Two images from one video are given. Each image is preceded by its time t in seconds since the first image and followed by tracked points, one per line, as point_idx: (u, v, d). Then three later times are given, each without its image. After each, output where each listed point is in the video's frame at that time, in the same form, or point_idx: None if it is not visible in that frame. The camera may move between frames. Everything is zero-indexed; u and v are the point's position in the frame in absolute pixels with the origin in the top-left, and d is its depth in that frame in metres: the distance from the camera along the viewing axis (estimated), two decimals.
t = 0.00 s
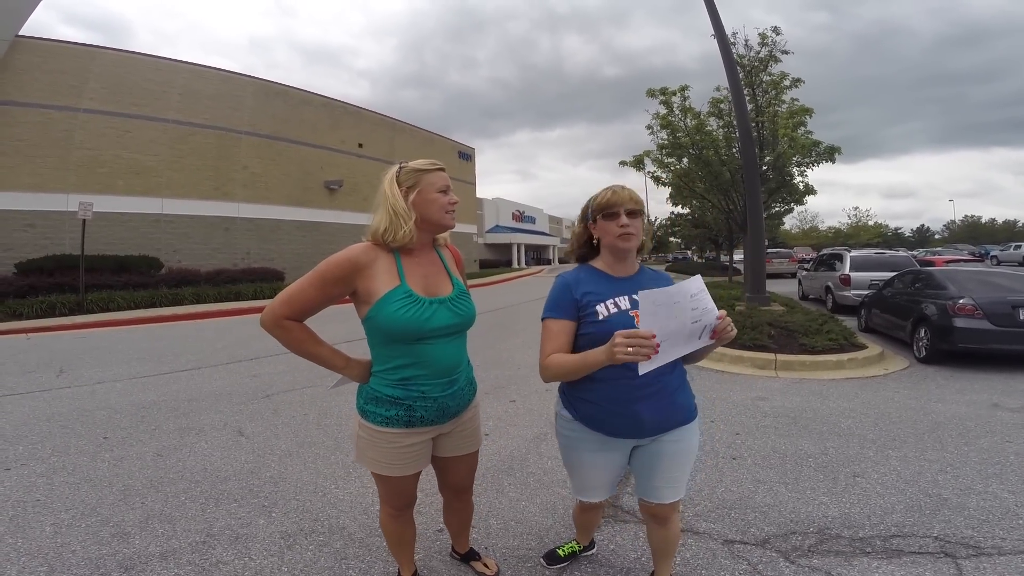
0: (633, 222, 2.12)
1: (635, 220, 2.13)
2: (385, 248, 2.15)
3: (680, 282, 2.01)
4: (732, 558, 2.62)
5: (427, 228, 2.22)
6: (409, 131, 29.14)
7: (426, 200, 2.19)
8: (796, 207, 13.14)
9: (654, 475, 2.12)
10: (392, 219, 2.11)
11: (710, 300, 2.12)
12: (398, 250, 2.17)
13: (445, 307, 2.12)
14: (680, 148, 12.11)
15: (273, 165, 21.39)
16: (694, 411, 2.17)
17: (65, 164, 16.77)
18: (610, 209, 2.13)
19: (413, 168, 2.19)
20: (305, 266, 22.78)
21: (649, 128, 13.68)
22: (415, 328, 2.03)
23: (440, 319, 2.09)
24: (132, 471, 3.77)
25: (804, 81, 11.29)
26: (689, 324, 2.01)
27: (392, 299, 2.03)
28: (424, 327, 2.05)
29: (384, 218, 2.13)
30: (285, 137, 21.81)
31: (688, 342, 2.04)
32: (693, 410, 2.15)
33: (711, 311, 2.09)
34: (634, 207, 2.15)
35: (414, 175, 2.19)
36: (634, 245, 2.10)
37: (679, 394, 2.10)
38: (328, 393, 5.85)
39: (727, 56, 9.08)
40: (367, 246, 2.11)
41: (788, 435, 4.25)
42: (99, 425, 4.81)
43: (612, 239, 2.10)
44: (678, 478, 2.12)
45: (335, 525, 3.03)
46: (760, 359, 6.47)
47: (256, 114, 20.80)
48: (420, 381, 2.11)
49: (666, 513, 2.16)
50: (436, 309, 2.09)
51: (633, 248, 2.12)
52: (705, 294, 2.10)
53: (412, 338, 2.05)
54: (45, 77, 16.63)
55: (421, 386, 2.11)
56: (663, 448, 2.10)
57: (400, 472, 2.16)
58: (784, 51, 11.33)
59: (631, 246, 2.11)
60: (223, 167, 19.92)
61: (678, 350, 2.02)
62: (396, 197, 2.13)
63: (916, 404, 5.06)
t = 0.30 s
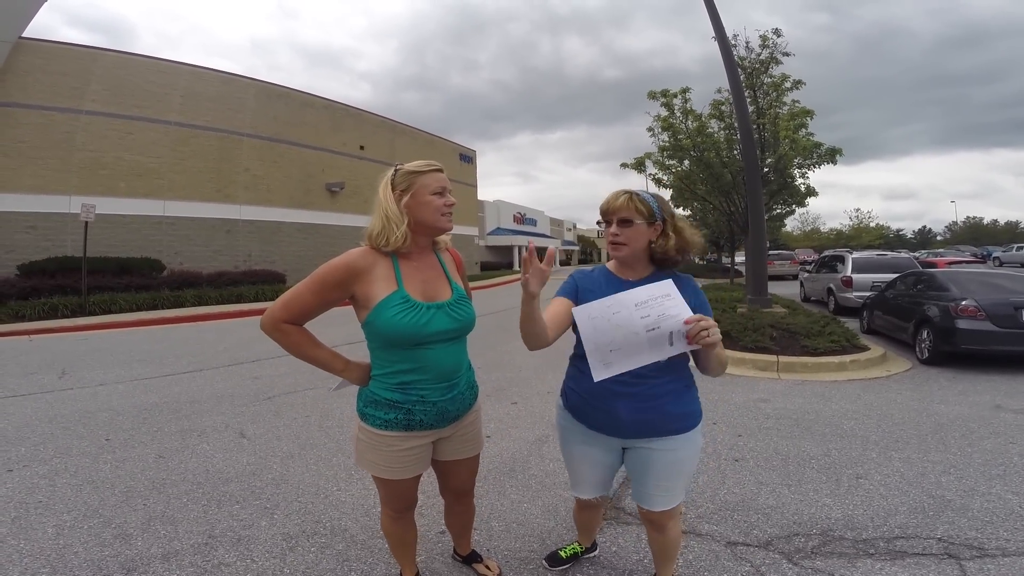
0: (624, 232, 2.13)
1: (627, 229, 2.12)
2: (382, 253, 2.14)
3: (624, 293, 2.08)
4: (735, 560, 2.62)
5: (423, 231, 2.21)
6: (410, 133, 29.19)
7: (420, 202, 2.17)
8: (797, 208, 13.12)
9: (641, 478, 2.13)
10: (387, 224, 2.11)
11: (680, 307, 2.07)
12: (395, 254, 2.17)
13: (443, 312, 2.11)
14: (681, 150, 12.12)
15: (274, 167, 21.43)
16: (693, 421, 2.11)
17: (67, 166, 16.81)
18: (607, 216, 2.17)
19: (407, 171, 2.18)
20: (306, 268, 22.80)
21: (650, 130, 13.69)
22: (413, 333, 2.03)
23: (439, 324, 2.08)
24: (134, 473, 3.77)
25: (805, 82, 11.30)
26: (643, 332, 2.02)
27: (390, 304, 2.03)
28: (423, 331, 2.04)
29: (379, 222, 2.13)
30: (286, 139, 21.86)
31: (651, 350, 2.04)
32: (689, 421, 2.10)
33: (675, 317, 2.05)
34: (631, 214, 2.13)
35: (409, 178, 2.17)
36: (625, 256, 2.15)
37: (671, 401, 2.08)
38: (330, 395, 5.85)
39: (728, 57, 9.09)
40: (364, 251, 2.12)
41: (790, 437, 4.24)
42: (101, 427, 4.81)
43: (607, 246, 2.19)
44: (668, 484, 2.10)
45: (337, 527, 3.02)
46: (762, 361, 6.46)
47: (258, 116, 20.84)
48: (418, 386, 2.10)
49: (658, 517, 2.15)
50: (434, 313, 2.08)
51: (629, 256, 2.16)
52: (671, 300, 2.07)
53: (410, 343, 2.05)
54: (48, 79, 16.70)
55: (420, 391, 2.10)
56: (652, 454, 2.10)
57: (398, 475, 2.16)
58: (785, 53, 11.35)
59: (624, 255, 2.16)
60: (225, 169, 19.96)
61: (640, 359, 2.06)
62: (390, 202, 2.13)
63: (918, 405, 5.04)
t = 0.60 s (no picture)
0: (643, 239, 2.08)
1: (647, 235, 2.07)
2: (377, 255, 2.14)
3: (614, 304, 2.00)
4: (733, 561, 2.62)
5: (418, 231, 2.20)
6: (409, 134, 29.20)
7: (414, 203, 2.15)
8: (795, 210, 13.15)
9: (635, 482, 2.15)
10: (380, 226, 2.11)
11: (672, 325, 1.95)
12: (391, 256, 2.16)
13: (439, 314, 2.10)
14: (679, 151, 12.13)
15: (273, 167, 21.41)
16: (691, 430, 2.09)
17: (65, 167, 16.78)
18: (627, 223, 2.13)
19: (400, 172, 2.17)
20: (304, 270, 22.78)
21: (649, 131, 13.71)
22: (408, 335, 2.03)
23: (434, 326, 2.08)
24: (130, 475, 3.76)
25: (803, 84, 11.33)
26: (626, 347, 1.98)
27: (384, 307, 2.03)
28: (418, 333, 2.04)
29: (373, 225, 2.13)
30: (285, 140, 21.83)
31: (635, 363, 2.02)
32: (686, 430, 2.08)
33: (661, 337, 1.96)
34: (652, 218, 2.08)
35: (402, 179, 2.16)
36: (644, 264, 2.10)
37: (669, 410, 2.07)
38: (328, 396, 5.84)
39: (726, 59, 9.11)
40: (359, 254, 2.12)
41: (788, 438, 4.24)
42: (98, 428, 4.80)
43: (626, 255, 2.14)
44: (663, 491, 2.09)
45: (335, 529, 3.02)
46: (760, 362, 6.47)
47: (256, 117, 20.82)
48: (414, 389, 2.10)
49: (652, 523, 2.15)
50: (430, 316, 2.08)
51: (648, 264, 2.11)
52: (661, 318, 1.96)
53: (406, 345, 2.05)
54: (47, 79, 16.66)
55: (416, 394, 2.10)
56: (646, 461, 2.10)
57: (394, 478, 2.16)
58: (783, 54, 11.38)
59: (644, 262, 2.11)
60: (224, 169, 19.93)
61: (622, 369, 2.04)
62: (383, 204, 2.13)
63: (915, 406, 5.05)
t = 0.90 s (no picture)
0: (657, 225, 2.08)
1: (662, 222, 2.07)
2: (366, 258, 2.13)
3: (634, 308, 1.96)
4: (723, 563, 2.63)
5: (406, 235, 2.20)
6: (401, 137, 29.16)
7: (402, 207, 2.16)
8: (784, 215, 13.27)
9: (630, 488, 2.16)
10: (368, 229, 2.10)
11: (689, 342, 1.90)
12: (380, 259, 2.16)
13: (428, 318, 2.10)
14: (671, 156, 12.21)
15: (264, 168, 21.28)
16: (688, 441, 2.08)
17: (52, 165, 16.56)
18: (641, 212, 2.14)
19: (389, 174, 2.18)
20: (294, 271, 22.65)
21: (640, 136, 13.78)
22: (396, 339, 2.02)
23: (423, 330, 2.07)
24: (115, 477, 3.71)
25: (793, 91, 11.45)
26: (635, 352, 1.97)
27: (373, 311, 2.03)
28: (406, 338, 2.03)
29: (361, 228, 2.11)
30: (276, 141, 21.71)
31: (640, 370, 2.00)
32: (682, 441, 2.08)
33: (676, 351, 1.91)
34: (668, 207, 2.10)
35: (392, 181, 2.18)
36: (657, 250, 2.07)
37: (665, 421, 2.05)
38: (317, 398, 5.81)
39: (718, 65, 9.20)
40: (348, 257, 2.11)
41: (777, 441, 4.27)
42: (82, 430, 4.73)
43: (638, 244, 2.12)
44: (657, 499, 2.10)
45: (324, 532, 3.00)
46: (749, 366, 6.52)
47: (248, 117, 20.69)
48: (402, 394, 2.09)
49: (648, 528, 2.17)
50: (419, 320, 2.07)
51: (660, 253, 2.08)
52: (680, 331, 1.90)
53: (395, 350, 2.04)
54: (34, 77, 16.44)
55: (405, 398, 2.09)
56: (643, 468, 2.11)
57: (383, 483, 2.15)
58: (774, 61, 11.51)
59: (656, 250, 2.08)
60: (214, 170, 19.78)
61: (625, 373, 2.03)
62: (371, 206, 2.13)
63: (901, 410, 5.11)
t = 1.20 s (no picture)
0: (647, 221, 2.11)
1: (651, 217, 2.11)
2: (365, 258, 2.14)
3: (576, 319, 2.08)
4: (722, 563, 2.63)
5: (403, 234, 2.20)
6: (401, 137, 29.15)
7: (398, 207, 2.17)
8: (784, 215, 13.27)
9: (631, 489, 2.18)
10: (364, 229, 2.11)
11: (630, 326, 1.97)
12: (378, 259, 2.16)
13: (425, 318, 2.10)
14: (671, 156, 12.21)
15: (264, 168, 21.28)
16: (688, 445, 2.07)
17: (52, 165, 16.58)
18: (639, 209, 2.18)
19: (386, 174, 2.18)
20: (294, 271, 22.66)
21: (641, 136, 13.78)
22: (394, 339, 2.02)
23: (420, 330, 2.07)
24: (116, 476, 3.72)
25: (793, 90, 11.45)
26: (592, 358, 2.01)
27: (372, 311, 2.03)
28: (405, 337, 2.04)
29: (357, 228, 2.12)
30: (276, 141, 21.72)
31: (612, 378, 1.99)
32: (682, 445, 2.06)
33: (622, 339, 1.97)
34: (661, 203, 2.12)
35: (388, 182, 2.18)
36: (647, 246, 2.10)
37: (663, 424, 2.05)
38: (317, 398, 5.81)
39: (718, 64, 9.19)
40: (346, 257, 2.11)
41: (776, 441, 4.28)
42: (83, 430, 4.74)
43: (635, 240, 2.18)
44: (655, 501, 2.11)
45: (325, 531, 3.00)
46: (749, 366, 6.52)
47: (247, 117, 20.69)
48: (400, 393, 2.10)
49: (648, 530, 2.17)
50: (418, 320, 2.08)
51: (652, 249, 2.10)
52: (620, 321, 1.98)
53: (394, 350, 2.04)
54: (34, 77, 16.45)
55: (403, 398, 2.10)
56: (641, 470, 2.12)
57: (383, 483, 2.16)
58: (774, 61, 11.51)
59: (647, 246, 2.11)
60: (214, 170, 19.79)
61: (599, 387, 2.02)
62: (367, 207, 2.14)
63: (901, 409, 5.11)
